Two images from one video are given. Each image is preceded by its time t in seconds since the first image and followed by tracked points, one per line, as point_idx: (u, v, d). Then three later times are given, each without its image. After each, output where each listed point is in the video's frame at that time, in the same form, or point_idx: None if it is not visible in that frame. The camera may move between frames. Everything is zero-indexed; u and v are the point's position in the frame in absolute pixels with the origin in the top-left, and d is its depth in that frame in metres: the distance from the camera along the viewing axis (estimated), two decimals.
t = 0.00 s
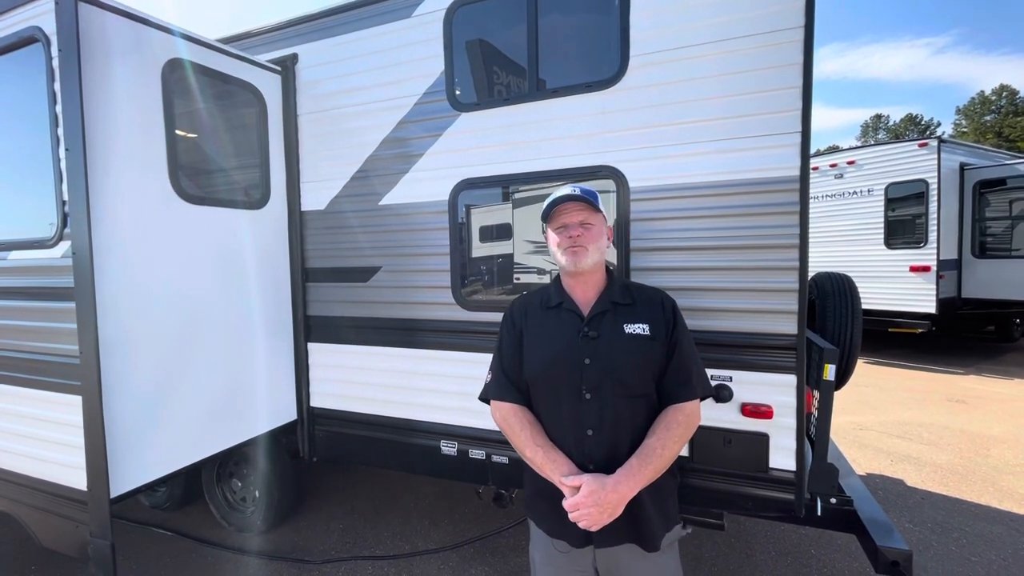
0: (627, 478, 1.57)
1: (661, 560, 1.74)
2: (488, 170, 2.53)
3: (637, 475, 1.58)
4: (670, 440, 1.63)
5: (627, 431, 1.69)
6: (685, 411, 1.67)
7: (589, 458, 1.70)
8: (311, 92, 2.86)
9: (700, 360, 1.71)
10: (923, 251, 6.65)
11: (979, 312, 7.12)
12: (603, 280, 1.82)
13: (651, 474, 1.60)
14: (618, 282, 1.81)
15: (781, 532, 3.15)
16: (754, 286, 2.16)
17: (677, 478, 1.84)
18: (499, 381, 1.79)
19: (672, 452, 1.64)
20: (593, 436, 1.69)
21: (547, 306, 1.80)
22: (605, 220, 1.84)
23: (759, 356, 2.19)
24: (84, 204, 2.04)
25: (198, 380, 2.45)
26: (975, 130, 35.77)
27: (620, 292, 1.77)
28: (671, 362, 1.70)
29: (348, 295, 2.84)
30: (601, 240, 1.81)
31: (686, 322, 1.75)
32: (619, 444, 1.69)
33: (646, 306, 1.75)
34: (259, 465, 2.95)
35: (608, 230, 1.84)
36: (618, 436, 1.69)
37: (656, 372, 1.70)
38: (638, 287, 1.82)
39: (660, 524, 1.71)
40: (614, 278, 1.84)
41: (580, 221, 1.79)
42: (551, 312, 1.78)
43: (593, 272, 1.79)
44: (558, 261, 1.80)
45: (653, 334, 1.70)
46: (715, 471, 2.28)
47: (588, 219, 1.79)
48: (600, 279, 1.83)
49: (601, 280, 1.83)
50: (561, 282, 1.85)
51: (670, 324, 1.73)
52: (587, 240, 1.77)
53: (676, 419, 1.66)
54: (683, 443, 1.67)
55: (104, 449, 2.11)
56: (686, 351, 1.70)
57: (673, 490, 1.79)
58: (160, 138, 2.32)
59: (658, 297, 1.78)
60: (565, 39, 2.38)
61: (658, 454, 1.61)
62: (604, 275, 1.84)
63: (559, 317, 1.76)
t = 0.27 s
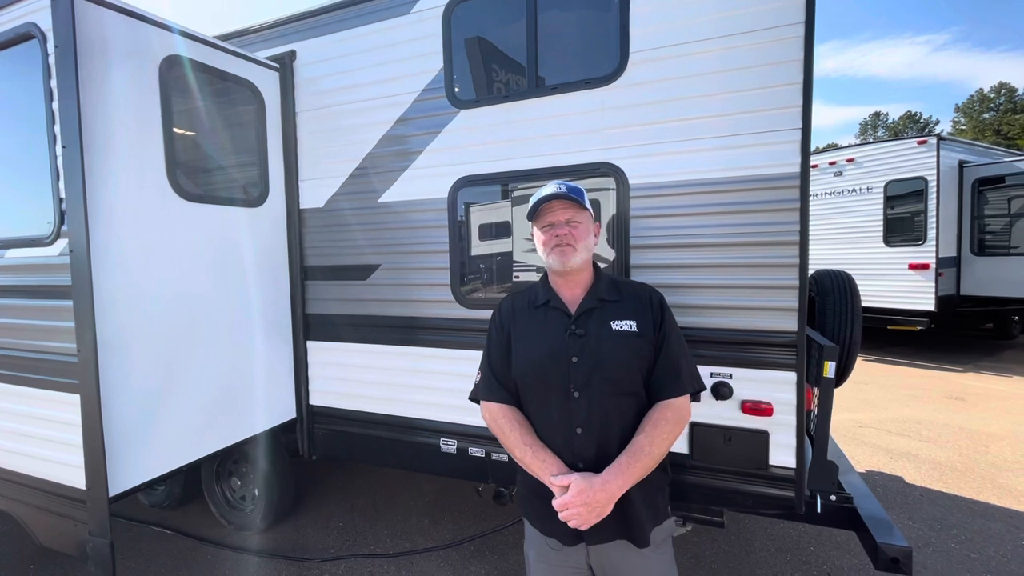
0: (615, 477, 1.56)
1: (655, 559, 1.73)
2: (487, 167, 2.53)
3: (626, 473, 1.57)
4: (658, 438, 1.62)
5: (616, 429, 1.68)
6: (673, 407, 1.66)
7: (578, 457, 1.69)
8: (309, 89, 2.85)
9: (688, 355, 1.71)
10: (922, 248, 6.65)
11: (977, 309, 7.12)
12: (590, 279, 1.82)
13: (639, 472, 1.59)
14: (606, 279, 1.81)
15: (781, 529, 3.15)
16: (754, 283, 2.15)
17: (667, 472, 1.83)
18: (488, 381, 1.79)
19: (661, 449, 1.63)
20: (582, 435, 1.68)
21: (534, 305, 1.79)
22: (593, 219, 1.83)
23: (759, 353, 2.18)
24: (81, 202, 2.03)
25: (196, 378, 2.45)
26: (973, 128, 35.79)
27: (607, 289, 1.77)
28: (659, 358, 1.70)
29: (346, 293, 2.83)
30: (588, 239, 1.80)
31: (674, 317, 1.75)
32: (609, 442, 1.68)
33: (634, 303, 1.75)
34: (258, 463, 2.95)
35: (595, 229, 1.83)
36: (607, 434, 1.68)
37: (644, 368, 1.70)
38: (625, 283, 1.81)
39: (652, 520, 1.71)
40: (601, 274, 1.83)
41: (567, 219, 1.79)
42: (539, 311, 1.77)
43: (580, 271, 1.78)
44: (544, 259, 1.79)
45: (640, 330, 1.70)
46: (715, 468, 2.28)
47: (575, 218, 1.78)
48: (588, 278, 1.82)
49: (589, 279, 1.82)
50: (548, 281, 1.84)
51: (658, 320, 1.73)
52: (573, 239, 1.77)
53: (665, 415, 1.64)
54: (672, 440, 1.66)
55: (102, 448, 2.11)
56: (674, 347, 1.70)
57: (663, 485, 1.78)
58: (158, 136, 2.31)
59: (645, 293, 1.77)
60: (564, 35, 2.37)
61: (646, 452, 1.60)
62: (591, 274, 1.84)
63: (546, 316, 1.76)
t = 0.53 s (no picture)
0: (600, 475, 1.56)
1: (653, 560, 1.71)
2: (486, 165, 2.52)
3: (610, 472, 1.56)
4: (646, 438, 1.60)
5: (605, 430, 1.68)
6: (663, 408, 1.64)
7: (566, 455, 1.70)
8: (307, 87, 2.85)
9: (682, 358, 1.68)
10: (920, 246, 6.66)
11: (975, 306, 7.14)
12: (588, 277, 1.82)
13: (626, 472, 1.58)
14: (603, 278, 1.80)
15: (779, 526, 3.16)
16: (753, 280, 2.16)
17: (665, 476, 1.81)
18: (481, 377, 1.81)
19: (649, 450, 1.61)
20: (570, 433, 1.69)
21: (529, 302, 1.80)
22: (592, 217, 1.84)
23: (758, 351, 2.19)
24: (79, 200, 2.03)
25: (195, 376, 2.45)
26: (972, 126, 35.82)
27: (602, 288, 1.76)
28: (651, 360, 1.68)
29: (345, 292, 2.83)
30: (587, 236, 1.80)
31: (669, 319, 1.73)
32: (597, 442, 1.68)
33: (627, 302, 1.74)
34: (257, 461, 2.95)
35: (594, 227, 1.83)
36: (596, 434, 1.68)
37: (635, 369, 1.68)
38: (622, 282, 1.80)
39: (646, 522, 1.68)
40: (598, 273, 1.83)
41: (566, 216, 1.79)
42: (533, 308, 1.78)
43: (578, 268, 1.78)
44: (541, 256, 1.79)
45: (632, 330, 1.68)
46: (714, 465, 2.28)
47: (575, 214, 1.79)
48: (586, 275, 1.82)
49: (585, 276, 1.82)
50: (544, 278, 1.84)
51: (652, 322, 1.71)
52: (572, 235, 1.77)
53: (654, 416, 1.63)
54: (662, 441, 1.64)
55: (102, 446, 2.11)
56: (667, 349, 1.68)
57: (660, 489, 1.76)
58: (155, 134, 2.31)
59: (641, 294, 1.76)
60: (563, 33, 2.37)
61: (633, 452, 1.59)
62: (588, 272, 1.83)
63: (540, 314, 1.76)
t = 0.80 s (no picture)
0: (584, 477, 1.55)
1: (649, 568, 1.67)
2: (484, 163, 2.53)
3: (595, 475, 1.54)
4: (636, 444, 1.56)
5: (597, 431, 1.65)
6: (658, 415, 1.58)
7: (558, 452, 1.70)
8: (305, 85, 2.85)
9: (682, 363, 1.61)
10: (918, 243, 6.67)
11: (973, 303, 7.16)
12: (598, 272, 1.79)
13: (612, 476, 1.55)
14: (613, 276, 1.76)
15: (777, 522, 3.17)
16: (750, 277, 2.16)
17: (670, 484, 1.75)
18: (487, 370, 1.85)
19: (639, 456, 1.57)
20: (562, 431, 1.68)
21: (535, 298, 1.79)
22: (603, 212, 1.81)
23: (755, 347, 2.20)
24: (77, 198, 2.03)
25: (192, 375, 2.45)
26: (970, 123, 35.85)
27: (607, 286, 1.72)
28: (649, 362, 1.62)
29: (344, 290, 2.84)
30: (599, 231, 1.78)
31: (675, 321, 1.65)
32: (589, 443, 1.66)
33: (630, 302, 1.69)
34: (256, 459, 2.95)
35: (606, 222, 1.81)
36: (588, 435, 1.66)
37: (632, 371, 1.64)
38: (630, 281, 1.74)
39: (640, 528, 1.65)
40: (609, 270, 1.79)
41: (578, 211, 1.76)
42: (537, 304, 1.78)
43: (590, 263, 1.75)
44: (552, 251, 1.76)
45: (631, 331, 1.64)
46: (712, 462, 2.29)
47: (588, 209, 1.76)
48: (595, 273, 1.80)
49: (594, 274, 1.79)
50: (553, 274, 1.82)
51: (654, 323, 1.65)
52: (584, 231, 1.74)
53: (647, 422, 1.58)
54: (655, 448, 1.58)
55: (100, 444, 2.11)
56: (666, 352, 1.61)
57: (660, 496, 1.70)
58: (153, 132, 2.31)
59: (647, 293, 1.70)
60: (561, 31, 2.38)
61: (620, 457, 1.55)
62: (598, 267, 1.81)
63: (543, 310, 1.75)
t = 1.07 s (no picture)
0: (585, 478, 1.49)
1: None
2: (482, 161, 2.53)
3: (595, 478, 1.48)
4: (642, 452, 1.47)
5: (606, 434, 1.58)
6: (671, 425, 1.48)
7: (567, 450, 1.66)
8: (303, 83, 2.84)
9: (706, 371, 1.49)
10: (916, 240, 6.68)
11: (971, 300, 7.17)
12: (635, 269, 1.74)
13: (613, 483, 1.48)
14: (647, 277, 1.68)
15: (775, 519, 3.18)
16: (748, 275, 2.17)
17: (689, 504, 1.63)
18: (518, 362, 1.87)
19: (646, 467, 1.48)
20: (571, 429, 1.65)
21: (567, 294, 1.78)
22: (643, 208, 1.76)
23: (753, 345, 2.20)
24: (74, 198, 2.03)
25: (191, 374, 2.45)
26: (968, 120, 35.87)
27: (636, 287, 1.64)
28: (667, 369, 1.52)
29: (342, 288, 2.84)
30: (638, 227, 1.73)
31: (705, 327, 1.53)
32: (596, 445, 1.60)
33: (657, 304, 1.59)
34: (255, 458, 2.95)
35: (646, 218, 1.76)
36: (596, 437, 1.59)
37: (649, 377, 1.54)
38: (663, 283, 1.64)
39: (645, 543, 1.56)
40: (644, 272, 1.70)
41: (619, 206, 1.70)
42: (567, 300, 1.76)
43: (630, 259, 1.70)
44: (588, 247, 1.70)
45: (651, 334, 1.54)
46: (711, 459, 2.30)
47: (630, 204, 1.70)
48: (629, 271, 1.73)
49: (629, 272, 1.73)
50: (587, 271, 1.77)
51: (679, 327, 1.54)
52: (623, 227, 1.68)
53: (659, 433, 1.48)
54: (665, 461, 1.48)
55: (99, 443, 2.12)
56: (686, 358, 1.50)
57: (674, 516, 1.59)
58: (151, 131, 2.31)
59: (679, 296, 1.59)
60: (559, 28, 2.38)
61: (625, 464, 1.47)
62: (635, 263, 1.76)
63: (571, 307, 1.73)
